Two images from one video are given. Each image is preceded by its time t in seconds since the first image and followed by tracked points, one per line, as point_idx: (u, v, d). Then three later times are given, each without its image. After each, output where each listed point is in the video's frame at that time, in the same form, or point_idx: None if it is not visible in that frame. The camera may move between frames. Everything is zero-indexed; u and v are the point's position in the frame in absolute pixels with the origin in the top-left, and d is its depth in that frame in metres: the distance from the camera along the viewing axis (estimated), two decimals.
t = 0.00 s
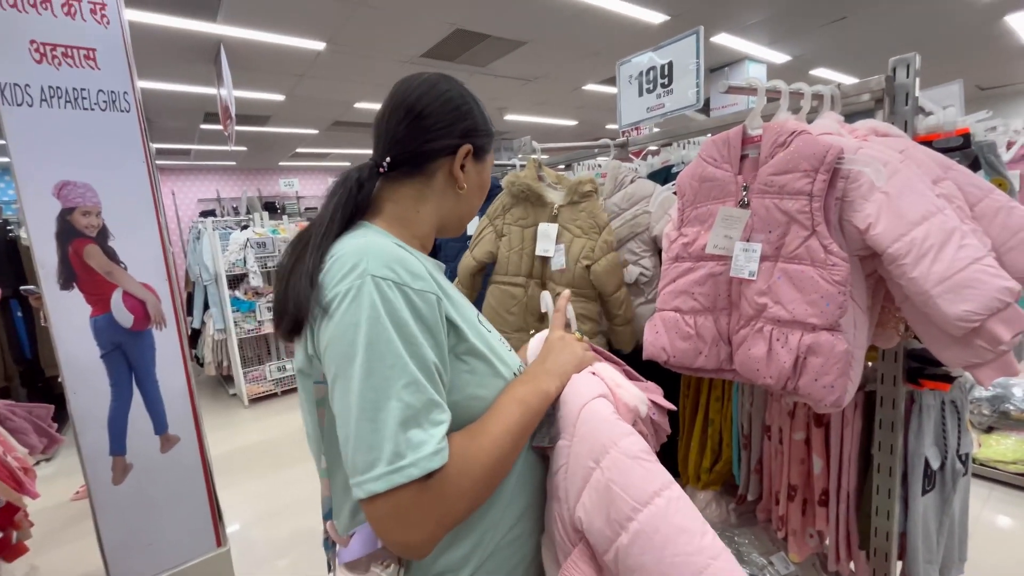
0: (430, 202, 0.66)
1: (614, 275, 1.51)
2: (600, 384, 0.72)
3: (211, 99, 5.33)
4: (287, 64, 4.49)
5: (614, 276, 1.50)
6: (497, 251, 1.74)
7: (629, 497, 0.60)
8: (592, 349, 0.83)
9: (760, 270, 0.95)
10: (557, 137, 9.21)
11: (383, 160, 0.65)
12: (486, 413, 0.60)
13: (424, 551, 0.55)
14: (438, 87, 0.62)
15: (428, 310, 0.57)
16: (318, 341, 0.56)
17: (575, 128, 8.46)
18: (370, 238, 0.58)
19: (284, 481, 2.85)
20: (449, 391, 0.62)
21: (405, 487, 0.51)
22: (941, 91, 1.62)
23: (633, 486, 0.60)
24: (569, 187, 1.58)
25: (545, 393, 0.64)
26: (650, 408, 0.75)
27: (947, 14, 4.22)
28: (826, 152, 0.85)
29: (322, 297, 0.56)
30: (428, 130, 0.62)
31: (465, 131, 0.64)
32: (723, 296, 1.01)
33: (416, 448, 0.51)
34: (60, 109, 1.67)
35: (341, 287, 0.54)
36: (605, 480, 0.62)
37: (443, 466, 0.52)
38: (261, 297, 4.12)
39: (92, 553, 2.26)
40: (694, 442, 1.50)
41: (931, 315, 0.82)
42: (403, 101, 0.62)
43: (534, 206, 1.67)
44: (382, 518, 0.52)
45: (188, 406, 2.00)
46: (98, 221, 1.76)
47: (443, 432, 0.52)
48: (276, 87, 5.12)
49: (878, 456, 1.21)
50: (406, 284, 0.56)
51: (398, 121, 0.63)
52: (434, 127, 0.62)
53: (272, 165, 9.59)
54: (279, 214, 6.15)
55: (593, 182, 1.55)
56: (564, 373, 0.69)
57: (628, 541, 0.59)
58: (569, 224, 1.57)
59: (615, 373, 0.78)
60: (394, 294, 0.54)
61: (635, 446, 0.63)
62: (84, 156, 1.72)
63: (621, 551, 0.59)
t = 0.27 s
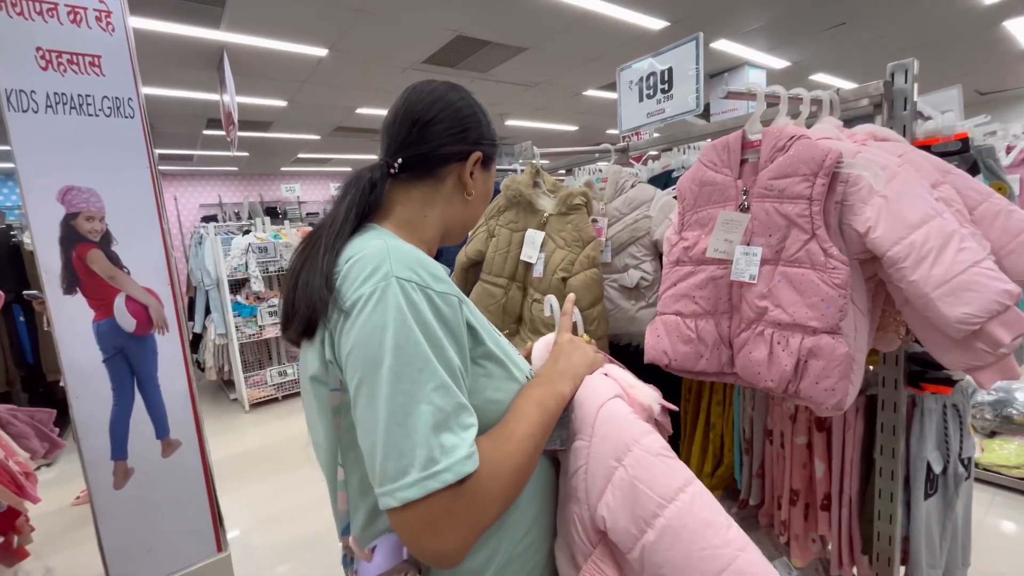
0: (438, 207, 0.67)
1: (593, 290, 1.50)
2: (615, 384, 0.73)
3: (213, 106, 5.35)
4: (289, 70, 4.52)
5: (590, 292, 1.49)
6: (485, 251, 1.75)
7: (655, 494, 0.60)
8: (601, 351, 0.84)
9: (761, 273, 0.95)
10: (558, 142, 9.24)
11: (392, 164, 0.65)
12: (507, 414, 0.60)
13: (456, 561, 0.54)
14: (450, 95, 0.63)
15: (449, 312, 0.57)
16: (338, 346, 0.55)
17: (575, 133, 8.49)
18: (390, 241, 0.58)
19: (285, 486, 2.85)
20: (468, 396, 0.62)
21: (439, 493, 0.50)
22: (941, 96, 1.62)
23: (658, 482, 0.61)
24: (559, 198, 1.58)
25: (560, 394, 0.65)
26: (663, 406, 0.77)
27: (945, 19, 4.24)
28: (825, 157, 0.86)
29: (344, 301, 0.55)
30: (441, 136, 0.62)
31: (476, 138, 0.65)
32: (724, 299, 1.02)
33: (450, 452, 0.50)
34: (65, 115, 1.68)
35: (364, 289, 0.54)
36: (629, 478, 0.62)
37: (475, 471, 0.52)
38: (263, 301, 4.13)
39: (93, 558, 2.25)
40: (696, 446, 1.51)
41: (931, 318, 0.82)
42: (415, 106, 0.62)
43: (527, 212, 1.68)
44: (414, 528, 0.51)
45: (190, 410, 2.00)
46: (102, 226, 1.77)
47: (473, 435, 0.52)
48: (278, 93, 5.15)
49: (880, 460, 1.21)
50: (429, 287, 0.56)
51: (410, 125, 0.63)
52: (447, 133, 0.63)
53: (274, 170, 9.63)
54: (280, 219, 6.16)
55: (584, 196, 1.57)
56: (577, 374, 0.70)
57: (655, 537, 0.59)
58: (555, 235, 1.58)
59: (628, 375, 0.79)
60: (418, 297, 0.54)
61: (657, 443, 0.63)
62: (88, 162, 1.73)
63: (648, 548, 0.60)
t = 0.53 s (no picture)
0: (436, 209, 0.67)
1: (585, 296, 1.50)
2: (619, 387, 0.74)
3: (217, 108, 5.38)
4: (292, 73, 4.54)
5: (581, 298, 1.49)
6: (488, 252, 1.77)
7: (667, 496, 0.61)
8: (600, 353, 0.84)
9: (757, 276, 0.95)
10: (559, 145, 9.25)
11: (390, 165, 0.66)
12: (515, 417, 0.60)
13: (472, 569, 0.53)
14: (448, 97, 0.64)
15: (456, 313, 0.58)
16: (343, 349, 0.55)
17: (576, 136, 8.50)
18: (394, 242, 0.58)
19: (285, 488, 2.85)
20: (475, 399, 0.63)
21: (453, 498, 0.50)
22: (941, 99, 1.63)
23: (670, 484, 0.61)
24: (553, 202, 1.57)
25: (566, 397, 0.65)
26: (668, 408, 0.77)
27: (947, 22, 4.24)
28: (821, 161, 0.86)
29: (349, 302, 0.55)
30: (439, 137, 0.63)
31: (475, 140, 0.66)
32: (722, 302, 1.02)
33: (463, 456, 0.50)
34: (69, 118, 1.69)
35: (371, 290, 0.53)
36: (640, 481, 0.62)
37: (489, 474, 0.52)
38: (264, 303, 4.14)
39: (94, 559, 2.26)
40: (696, 449, 1.51)
41: (927, 322, 0.82)
42: (413, 107, 0.63)
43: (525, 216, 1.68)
44: (428, 535, 0.51)
45: (191, 412, 2.01)
46: (104, 228, 1.78)
47: (485, 438, 0.52)
48: (281, 96, 5.18)
49: (879, 464, 1.21)
50: (436, 288, 0.56)
51: (409, 126, 0.63)
52: (446, 134, 0.63)
53: (276, 172, 9.66)
54: (282, 221, 6.18)
55: (578, 202, 1.54)
56: (582, 377, 0.70)
57: (669, 540, 0.60)
58: (548, 239, 1.58)
59: (631, 376, 0.79)
60: (425, 296, 0.55)
61: (667, 445, 0.64)
62: (91, 164, 1.75)
63: (662, 550, 0.60)
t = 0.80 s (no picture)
0: (433, 209, 0.68)
1: (603, 278, 1.49)
2: (621, 386, 0.74)
3: (220, 111, 5.41)
4: (295, 76, 4.56)
5: (598, 281, 1.48)
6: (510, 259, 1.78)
7: (674, 494, 0.61)
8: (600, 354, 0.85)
9: (757, 280, 0.96)
10: (561, 148, 9.26)
11: (385, 166, 0.66)
12: (518, 420, 0.61)
13: None
14: (442, 97, 0.64)
15: (454, 317, 0.58)
16: (340, 356, 0.55)
17: (578, 139, 8.51)
18: (390, 246, 0.59)
19: (287, 490, 2.86)
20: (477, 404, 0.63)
21: (457, 506, 0.50)
22: (943, 101, 1.62)
23: (675, 482, 0.62)
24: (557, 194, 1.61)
25: (567, 398, 0.66)
26: (671, 406, 0.77)
27: (948, 25, 4.24)
28: (820, 165, 0.87)
29: (345, 309, 0.55)
30: (435, 138, 0.63)
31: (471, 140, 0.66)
32: (722, 305, 1.02)
33: (466, 464, 0.50)
34: (74, 121, 1.71)
35: (368, 296, 0.54)
36: (646, 480, 0.63)
37: (492, 482, 0.52)
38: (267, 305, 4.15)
39: (97, 560, 2.27)
40: (697, 452, 1.51)
41: (927, 325, 0.82)
42: (407, 107, 0.64)
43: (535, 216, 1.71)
44: (432, 545, 0.51)
45: (194, 413, 2.02)
46: (109, 230, 1.79)
47: (487, 444, 0.53)
48: (284, 99, 5.20)
49: (881, 467, 1.21)
50: (433, 292, 0.57)
51: (404, 127, 0.64)
52: (442, 134, 0.64)
53: (278, 175, 9.69)
54: (285, 223, 6.20)
55: (580, 187, 1.58)
56: (582, 378, 0.71)
57: (677, 539, 0.60)
58: (559, 231, 1.60)
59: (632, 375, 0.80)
60: (423, 301, 0.55)
61: (671, 443, 0.64)
62: (96, 167, 1.76)
63: (670, 549, 0.61)
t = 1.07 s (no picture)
0: (426, 210, 0.68)
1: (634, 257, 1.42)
2: (623, 392, 0.74)
3: (225, 111, 5.43)
4: (299, 76, 4.58)
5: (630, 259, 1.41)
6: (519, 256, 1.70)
7: (675, 508, 0.61)
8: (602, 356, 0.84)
9: (762, 279, 0.95)
10: (565, 146, 9.24)
11: (375, 168, 0.66)
12: (515, 433, 0.61)
13: None
14: (433, 94, 0.64)
15: (447, 329, 0.58)
16: (330, 374, 0.54)
17: (582, 137, 8.50)
18: (379, 257, 0.58)
19: (292, 488, 2.87)
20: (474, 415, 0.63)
21: (453, 530, 0.50)
22: (951, 99, 1.61)
23: (678, 496, 0.61)
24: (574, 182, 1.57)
25: (565, 405, 0.66)
26: (673, 410, 0.77)
27: (956, 21, 4.20)
28: (825, 164, 0.86)
29: (334, 325, 0.55)
30: (425, 136, 0.63)
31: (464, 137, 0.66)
32: (727, 305, 1.02)
33: (461, 486, 0.50)
34: (81, 122, 1.72)
35: (356, 311, 0.53)
36: (647, 492, 0.62)
37: (488, 502, 0.52)
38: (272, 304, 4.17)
39: (105, 557, 2.29)
40: (702, 451, 1.51)
41: (934, 325, 0.82)
42: (398, 105, 0.63)
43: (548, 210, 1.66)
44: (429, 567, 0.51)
45: (200, 412, 2.03)
46: (116, 230, 1.81)
47: (483, 463, 0.53)
48: (289, 98, 5.22)
49: (886, 467, 1.20)
50: (424, 304, 0.56)
51: (394, 126, 0.64)
52: (433, 132, 0.64)
53: (283, 174, 9.73)
54: (290, 223, 6.23)
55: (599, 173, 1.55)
56: (581, 383, 0.71)
57: (678, 554, 0.60)
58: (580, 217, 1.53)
59: (634, 379, 0.79)
60: (413, 315, 0.54)
61: (674, 454, 0.64)
62: (103, 168, 1.77)
63: (671, 563, 0.61)
